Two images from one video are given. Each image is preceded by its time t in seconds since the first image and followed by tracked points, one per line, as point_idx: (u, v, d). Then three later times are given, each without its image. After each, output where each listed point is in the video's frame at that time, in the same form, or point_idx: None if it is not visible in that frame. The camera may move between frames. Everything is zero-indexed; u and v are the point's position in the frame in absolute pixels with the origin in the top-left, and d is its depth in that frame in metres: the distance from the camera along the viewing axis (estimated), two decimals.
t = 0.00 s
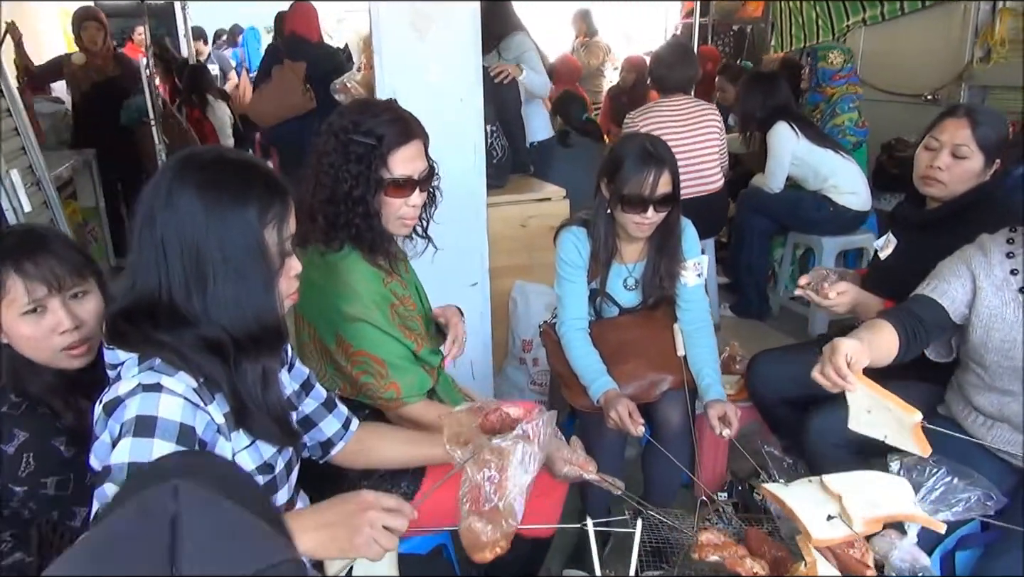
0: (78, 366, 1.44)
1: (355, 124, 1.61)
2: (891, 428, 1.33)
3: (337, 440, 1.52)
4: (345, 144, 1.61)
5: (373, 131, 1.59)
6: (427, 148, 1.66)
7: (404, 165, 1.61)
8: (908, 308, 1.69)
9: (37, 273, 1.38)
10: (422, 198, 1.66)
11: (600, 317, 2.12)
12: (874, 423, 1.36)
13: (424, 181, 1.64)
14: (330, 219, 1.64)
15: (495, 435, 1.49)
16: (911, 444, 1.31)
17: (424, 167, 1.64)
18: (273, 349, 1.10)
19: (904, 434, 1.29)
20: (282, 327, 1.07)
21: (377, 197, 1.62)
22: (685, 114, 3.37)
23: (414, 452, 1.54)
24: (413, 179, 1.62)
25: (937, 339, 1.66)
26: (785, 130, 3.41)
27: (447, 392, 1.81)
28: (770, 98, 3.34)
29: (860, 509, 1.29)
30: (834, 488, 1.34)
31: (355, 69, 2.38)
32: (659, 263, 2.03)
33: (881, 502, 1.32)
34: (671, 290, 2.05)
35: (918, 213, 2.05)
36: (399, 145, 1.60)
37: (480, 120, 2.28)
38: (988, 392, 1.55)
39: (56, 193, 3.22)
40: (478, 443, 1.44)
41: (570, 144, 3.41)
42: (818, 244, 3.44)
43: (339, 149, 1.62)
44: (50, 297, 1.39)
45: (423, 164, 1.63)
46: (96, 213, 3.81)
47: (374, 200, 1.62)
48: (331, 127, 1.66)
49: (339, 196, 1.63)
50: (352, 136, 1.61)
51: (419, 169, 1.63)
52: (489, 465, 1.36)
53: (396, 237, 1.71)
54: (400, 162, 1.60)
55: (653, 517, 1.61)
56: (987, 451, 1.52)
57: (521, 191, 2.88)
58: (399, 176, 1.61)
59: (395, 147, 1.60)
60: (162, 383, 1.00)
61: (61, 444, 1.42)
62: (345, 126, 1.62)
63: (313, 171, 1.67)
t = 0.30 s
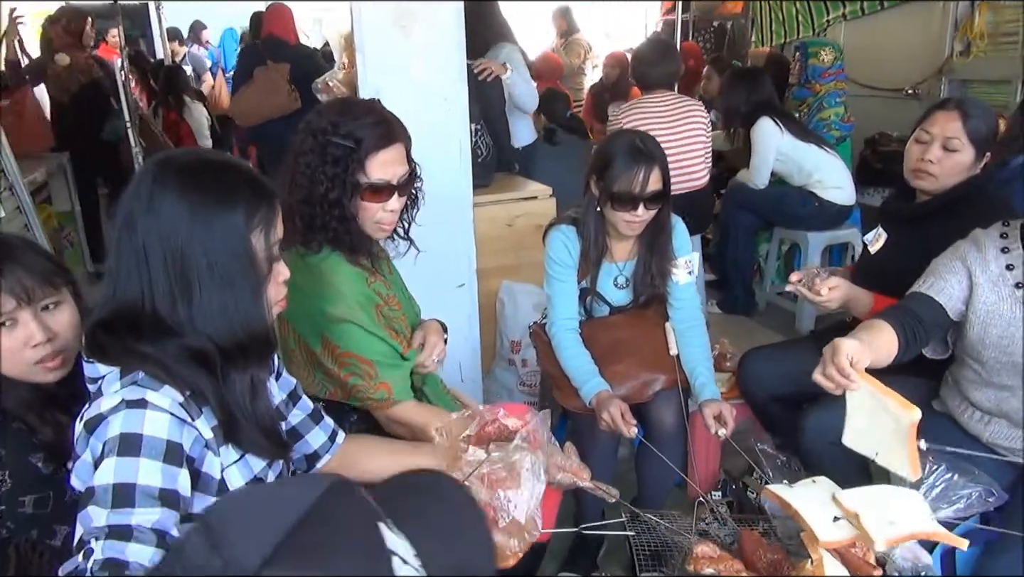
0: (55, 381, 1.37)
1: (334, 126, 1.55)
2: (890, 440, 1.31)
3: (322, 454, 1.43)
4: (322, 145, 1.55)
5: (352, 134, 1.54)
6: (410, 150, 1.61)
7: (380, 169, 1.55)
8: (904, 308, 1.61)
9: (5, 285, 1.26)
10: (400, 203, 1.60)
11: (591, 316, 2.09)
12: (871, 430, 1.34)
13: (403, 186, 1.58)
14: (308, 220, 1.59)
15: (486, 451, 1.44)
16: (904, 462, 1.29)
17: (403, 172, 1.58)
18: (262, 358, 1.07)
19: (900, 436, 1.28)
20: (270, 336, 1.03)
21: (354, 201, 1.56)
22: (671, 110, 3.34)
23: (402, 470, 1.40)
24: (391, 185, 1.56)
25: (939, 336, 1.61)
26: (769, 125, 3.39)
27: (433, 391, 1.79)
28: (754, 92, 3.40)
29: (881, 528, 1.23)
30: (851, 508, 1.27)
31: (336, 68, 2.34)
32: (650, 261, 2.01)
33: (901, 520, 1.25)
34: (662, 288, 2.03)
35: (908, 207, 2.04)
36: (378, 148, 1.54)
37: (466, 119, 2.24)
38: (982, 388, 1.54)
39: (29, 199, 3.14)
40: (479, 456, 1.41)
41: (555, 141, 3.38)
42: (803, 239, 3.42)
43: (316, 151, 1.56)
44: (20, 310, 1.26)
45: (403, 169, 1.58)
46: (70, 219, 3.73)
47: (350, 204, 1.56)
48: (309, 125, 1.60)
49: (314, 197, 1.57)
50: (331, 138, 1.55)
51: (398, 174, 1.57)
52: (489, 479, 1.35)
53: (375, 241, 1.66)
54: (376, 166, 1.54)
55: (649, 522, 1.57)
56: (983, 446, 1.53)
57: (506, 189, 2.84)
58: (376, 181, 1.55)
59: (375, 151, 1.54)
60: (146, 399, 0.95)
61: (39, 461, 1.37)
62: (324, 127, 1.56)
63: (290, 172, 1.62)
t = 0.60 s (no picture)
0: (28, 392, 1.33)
1: (313, 130, 1.52)
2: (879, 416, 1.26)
3: (305, 461, 1.40)
4: (298, 149, 1.53)
5: (331, 138, 1.51)
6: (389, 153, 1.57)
7: (358, 176, 1.53)
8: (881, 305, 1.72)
9: None
10: (375, 209, 1.58)
11: (570, 314, 2.09)
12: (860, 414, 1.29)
13: (380, 192, 1.56)
14: (283, 224, 1.57)
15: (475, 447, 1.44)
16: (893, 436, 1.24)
17: (381, 178, 1.55)
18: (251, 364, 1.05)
19: (889, 404, 1.24)
20: (261, 342, 1.02)
21: (330, 207, 1.54)
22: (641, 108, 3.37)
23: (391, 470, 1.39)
24: (368, 190, 1.54)
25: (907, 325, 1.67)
26: (737, 121, 3.49)
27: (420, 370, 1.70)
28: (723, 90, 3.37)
29: (913, 510, 1.27)
30: (878, 496, 1.32)
31: (306, 66, 2.30)
32: (629, 258, 2.01)
33: (929, 500, 1.29)
34: (641, 285, 2.03)
35: (879, 201, 2.07)
36: (355, 154, 1.51)
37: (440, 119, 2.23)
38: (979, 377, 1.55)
39: None
40: (468, 454, 1.40)
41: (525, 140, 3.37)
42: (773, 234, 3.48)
43: (292, 154, 1.54)
44: None
45: (379, 175, 1.55)
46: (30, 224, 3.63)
47: (326, 210, 1.54)
48: (287, 126, 1.58)
49: (289, 202, 1.55)
50: (309, 141, 1.52)
51: (375, 180, 1.54)
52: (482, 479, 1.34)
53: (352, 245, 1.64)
54: (353, 173, 1.52)
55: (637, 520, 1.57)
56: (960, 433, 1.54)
57: (480, 188, 2.82)
58: (352, 187, 1.53)
59: (354, 156, 1.51)
60: (136, 409, 0.93)
61: (13, 474, 1.32)
62: (302, 131, 1.53)
63: (266, 174, 1.60)
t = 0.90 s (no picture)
0: None
1: (271, 133, 1.50)
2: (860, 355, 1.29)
3: (281, 465, 1.38)
4: (259, 153, 1.50)
5: (291, 139, 1.48)
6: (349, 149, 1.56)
7: (322, 174, 1.51)
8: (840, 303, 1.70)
9: None
10: (342, 206, 1.57)
11: (531, 312, 2.12)
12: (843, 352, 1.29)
13: (344, 188, 1.55)
14: (250, 229, 1.53)
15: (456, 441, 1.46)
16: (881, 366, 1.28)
17: (343, 174, 1.54)
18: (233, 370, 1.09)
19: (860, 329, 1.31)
20: (242, 344, 1.05)
21: (297, 209, 1.52)
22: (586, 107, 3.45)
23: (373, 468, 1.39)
24: (333, 188, 1.53)
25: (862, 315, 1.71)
26: (682, 119, 3.54)
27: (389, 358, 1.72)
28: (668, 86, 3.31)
29: (906, 497, 1.26)
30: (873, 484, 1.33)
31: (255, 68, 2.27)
32: (588, 255, 2.04)
33: (920, 488, 1.28)
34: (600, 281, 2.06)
35: (827, 195, 2.15)
36: (317, 153, 1.49)
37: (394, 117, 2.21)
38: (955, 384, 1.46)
39: None
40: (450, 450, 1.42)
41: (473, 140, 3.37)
42: (719, 229, 3.62)
43: (253, 159, 1.51)
44: None
45: (341, 172, 1.53)
46: None
47: (294, 213, 1.52)
48: (243, 130, 1.55)
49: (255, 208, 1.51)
50: (269, 145, 1.50)
51: (339, 177, 1.53)
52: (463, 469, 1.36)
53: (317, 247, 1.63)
54: (318, 171, 1.50)
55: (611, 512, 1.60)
56: (910, 419, 1.50)
57: (433, 187, 2.81)
58: (319, 186, 1.51)
59: (315, 155, 1.49)
60: (119, 418, 0.94)
61: None
62: (260, 135, 1.51)
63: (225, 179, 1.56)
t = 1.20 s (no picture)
0: None
1: (208, 129, 1.48)
2: (812, 280, 1.61)
3: (237, 468, 1.37)
4: (201, 152, 1.48)
5: (231, 134, 1.48)
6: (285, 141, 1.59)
7: (266, 165, 1.52)
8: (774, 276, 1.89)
9: None
10: (289, 196, 1.58)
11: (472, 309, 2.12)
12: (805, 268, 1.61)
13: (288, 178, 1.57)
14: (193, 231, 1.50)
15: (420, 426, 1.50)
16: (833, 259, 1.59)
17: (284, 164, 1.56)
18: (194, 374, 1.14)
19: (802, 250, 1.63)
20: (202, 345, 1.10)
21: (246, 201, 1.52)
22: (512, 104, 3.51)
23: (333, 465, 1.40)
24: (278, 177, 1.54)
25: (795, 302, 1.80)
26: (608, 116, 3.67)
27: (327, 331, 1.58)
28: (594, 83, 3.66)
29: (830, 496, 1.36)
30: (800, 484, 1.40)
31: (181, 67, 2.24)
32: (528, 252, 2.07)
33: (842, 486, 1.39)
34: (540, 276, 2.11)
35: (751, 188, 2.26)
36: (260, 146, 1.50)
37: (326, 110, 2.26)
38: (875, 356, 1.69)
39: None
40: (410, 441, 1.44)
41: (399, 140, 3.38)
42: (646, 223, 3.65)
43: (195, 159, 1.48)
44: None
45: (282, 162, 1.55)
46: None
47: (243, 207, 1.51)
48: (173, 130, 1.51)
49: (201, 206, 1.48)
50: (208, 142, 1.48)
51: (282, 167, 1.55)
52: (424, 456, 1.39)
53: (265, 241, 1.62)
54: (262, 162, 1.51)
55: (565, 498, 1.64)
56: (835, 393, 1.85)
57: (367, 187, 2.80)
58: (264, 177, 1.52)
59: (258, 147, 1.50)
60: (77, 429, 0.98)
61: None
62: (196, 132, 1.48)
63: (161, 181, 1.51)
